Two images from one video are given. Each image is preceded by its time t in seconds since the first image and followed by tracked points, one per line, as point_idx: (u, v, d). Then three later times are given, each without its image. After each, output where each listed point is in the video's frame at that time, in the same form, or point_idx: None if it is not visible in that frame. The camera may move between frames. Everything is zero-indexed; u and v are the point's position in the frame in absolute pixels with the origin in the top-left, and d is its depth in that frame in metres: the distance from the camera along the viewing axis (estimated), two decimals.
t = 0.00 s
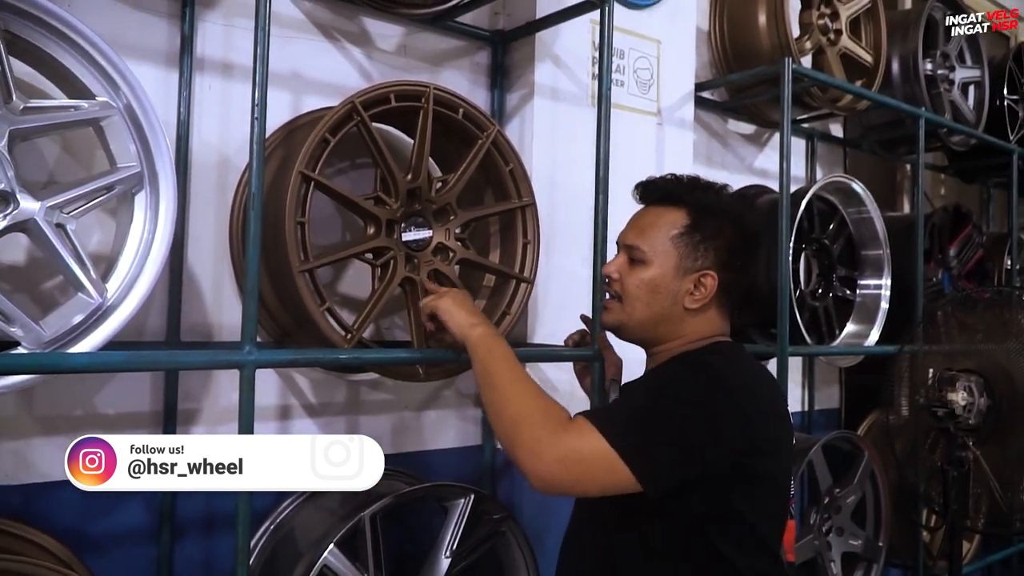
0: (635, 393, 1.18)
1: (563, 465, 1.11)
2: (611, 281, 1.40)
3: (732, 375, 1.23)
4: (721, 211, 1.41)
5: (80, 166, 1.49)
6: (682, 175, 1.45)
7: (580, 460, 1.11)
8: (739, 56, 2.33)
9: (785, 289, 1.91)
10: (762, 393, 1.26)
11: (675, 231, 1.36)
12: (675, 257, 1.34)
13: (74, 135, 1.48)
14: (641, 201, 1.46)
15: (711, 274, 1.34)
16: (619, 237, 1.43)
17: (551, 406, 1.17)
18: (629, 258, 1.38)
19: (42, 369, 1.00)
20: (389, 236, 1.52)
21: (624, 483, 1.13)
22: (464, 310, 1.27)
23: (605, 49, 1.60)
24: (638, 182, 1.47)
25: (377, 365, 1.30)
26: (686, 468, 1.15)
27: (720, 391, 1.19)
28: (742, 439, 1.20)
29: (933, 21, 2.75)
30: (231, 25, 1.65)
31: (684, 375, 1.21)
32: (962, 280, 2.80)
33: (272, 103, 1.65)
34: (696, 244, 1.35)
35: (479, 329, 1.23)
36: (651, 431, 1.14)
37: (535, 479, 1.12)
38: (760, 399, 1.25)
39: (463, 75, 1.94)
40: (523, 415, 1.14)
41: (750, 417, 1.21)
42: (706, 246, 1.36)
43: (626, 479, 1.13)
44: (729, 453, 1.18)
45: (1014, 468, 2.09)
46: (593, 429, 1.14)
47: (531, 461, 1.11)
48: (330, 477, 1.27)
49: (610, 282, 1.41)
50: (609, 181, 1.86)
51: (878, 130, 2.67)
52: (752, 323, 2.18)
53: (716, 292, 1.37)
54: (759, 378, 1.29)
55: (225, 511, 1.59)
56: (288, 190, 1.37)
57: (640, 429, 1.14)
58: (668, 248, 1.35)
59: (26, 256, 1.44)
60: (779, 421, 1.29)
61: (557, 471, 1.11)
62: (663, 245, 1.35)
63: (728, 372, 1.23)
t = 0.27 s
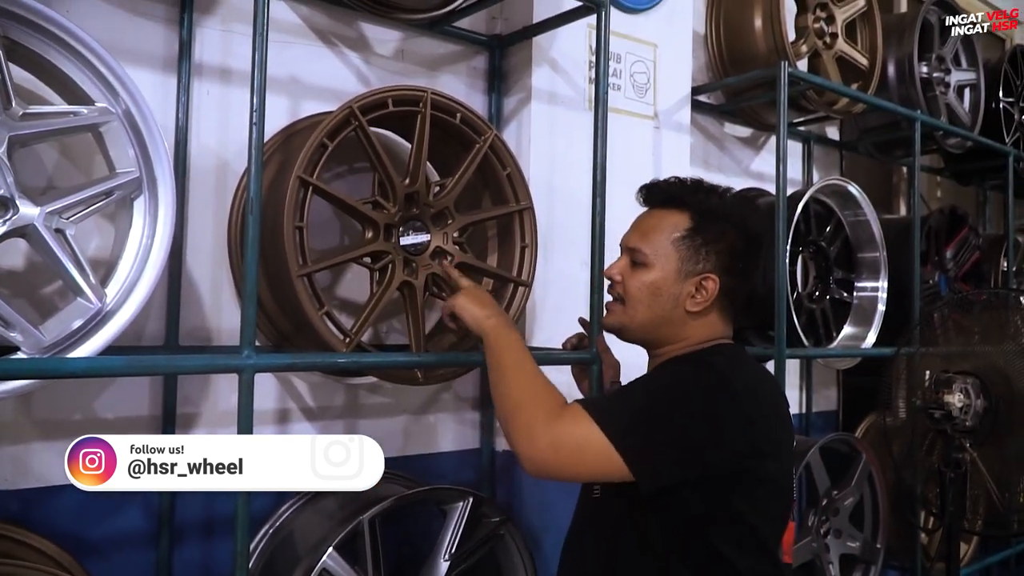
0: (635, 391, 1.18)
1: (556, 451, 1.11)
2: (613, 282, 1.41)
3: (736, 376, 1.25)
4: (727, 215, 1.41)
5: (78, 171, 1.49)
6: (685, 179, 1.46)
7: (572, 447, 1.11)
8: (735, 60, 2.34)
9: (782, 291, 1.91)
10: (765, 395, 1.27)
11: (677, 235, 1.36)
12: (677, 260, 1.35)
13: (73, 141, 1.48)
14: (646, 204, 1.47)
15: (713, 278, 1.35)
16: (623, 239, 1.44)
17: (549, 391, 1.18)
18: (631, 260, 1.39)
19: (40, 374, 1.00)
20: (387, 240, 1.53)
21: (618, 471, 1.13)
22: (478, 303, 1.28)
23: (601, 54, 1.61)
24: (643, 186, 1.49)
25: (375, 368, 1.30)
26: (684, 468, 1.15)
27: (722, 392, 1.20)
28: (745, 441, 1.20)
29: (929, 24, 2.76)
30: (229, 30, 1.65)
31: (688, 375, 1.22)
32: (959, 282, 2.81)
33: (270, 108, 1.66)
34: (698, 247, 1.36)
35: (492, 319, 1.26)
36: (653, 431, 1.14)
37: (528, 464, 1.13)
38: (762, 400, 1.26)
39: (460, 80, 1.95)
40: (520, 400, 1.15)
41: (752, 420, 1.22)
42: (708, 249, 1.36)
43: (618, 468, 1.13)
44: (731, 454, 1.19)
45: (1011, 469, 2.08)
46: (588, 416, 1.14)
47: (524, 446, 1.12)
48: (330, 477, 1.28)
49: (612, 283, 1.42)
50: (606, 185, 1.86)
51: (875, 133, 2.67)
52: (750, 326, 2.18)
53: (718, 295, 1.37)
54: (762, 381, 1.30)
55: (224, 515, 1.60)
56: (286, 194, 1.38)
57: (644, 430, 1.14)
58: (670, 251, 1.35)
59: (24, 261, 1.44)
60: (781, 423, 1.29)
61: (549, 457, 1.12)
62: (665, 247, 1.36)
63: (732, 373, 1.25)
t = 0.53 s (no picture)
0: (632, 399, 1.18)
1: (562, 463, 1.11)
2: (615, 284, 1.41)
3: (736, 378, 1.25)
4: (727, 217, 1.41)
5: (76, 177, 1.50)
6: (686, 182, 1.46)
7: (579, 459, 1.11)
8: (732, 62, 2.35)
9: (779, 293, 1.91)
10: (765, 396, 1.27)
11: (678, 237, 1.37)
12: (678, 261, 1.35)
13: (70, 146, 1.48)
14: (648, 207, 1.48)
15: (713, 279, 1.35)
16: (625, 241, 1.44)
17: (556, 402, 1.18)
18: (632, 262, 1.39)
19: (39, 380, 1.00)
20: (385, 245, 1.53)
21: (624, 481, 1.13)
22: (494, 307, 1.29)
23: (597, 57, 1.61)
24: (645, 189, 1.49)
25: (374, 373, 1.31)
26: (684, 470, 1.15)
27: (721, 394, 1.20)
28: (745, 444, 1.21)
29: (924, 26, 2.77)
30: (226, 36, 1.66)
31: (687, 378, 1.22)
32: (956, 283, 2.81)
33: (267, 113, 1.66)
34: (699, 249, 1.36)
35: (507, 324, 1.26)
36: (653, 436, 1.14)
37: (534, 474, 1.13)
38: (762, 401, 1.26)
39: (457, 84, 1.95)
40: (528, 412, 1.15)
41: (753, 422, 1.22)
42: (709, 250, 1.37)
43: (625, 479, 1.13)
44: (731, 457, 1.19)
45: (1009, 470, 2.10)
46: (595, 428, 1.14)
47: (531, 458, 1.12)
48: (330, 477, 1.28)
49: (613, 284, 1.42)
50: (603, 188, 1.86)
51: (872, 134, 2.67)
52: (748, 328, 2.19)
53: (718, 297, 1.37)
54: (763, 383, 1.30)
55: (224, 520, 1.60)
56: (284, 199, 1.38)
57: (643, 433, 1.14)
58: (671, 253, 1.35)
59: (22, 267, 1.44)
60: (782, 423, 1.29)
61: (555, 468, 1.12)
62: (667, 249, 1.36)
63: (731, 375, 1.25)
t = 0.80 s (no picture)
0: (631, 402, 1.16)
1: (558, 462, 1.11)
2: (613, 285, 1.41)
3: (738, 380, 1.25)
4: (724, 218, 1.41)
5: (72, 181, 1.49)
6: (681, 183, 1.46)
7: (572, 451, 1.11)
8: (728, 64, 2.34)
9: (776, 293, 1.91)
10: (767, 399, 1.28)
11: (675, 237, 1.37)
12: (675, 262, 1.35)
13: (66, 150, 1.48)
14: (645, 207, 1.48)
15: (711, 279, 1.35)
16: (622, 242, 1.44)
17: (554, 401, 1.18)
18: (630, 262, 1.39)
19: (35, 383, 1.00)
20: (382, 246, 1.52)
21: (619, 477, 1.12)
22: (489, 305, 1.30)
23: (593, 59, 1.61)
24: (643, 190, 1.49)
25: (371, 375, 1.30)
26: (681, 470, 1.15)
27: (720, 394, 1.20)
28: (745, 446, 1.21)
29: (920, 27, 2.78)
30: (222, 39, 1.66)
31: (685, 377, 1.21)
32: (953, 283, 2.82)
33: (263, 116, 1.66)
34: (696, 250, 1.36)
35: (502, 321, 1.28)
36: (648, 439, 1.13)
37: (530, 470, 1.13)
38: (762, 401, 1.26)
39: (453, 86, 1.95)
40: (526, 410, 1.15)
41: (755, 425, 1.22)
42: (706, 251, 1.37)
43: (622, 476, 1.12)
44: (730, 458, 1.20)
45: (1006, 470, 2.09)
46: (591, 425, 1.14)
47: (527, 456, 1.12)
48: (330, 476, 1.27)
49: (611, 285, 1.41)
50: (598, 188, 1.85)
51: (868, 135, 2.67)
52: (745, 329, 2.19)
53: (716, 298, 1.37)
54: (766, 385, 1.31)
55: (222, 523, 1.60)
56: (280, 202, 1.38)
57: (640, 436, 1.13)
58: (668, 253, 1.36)
59: (18, 271, 1.44)
60: (780, 424, 1.29)
61: (552, 466, 1.11)
62: (664, 250, 1.36)
63: (734, 376, 1.25)
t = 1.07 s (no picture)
0: (627, 395, 1.16)
1: (547, 445, 1.12)
2: (610, 286, 1.42)
3: (734, 380, 1.25)
4: (721, 219, 1.41)
5: (70, 183, 1.50)
6: (677, 184, 1.46)
7: (565, 441, 1.12)
8: (724, 65, 2.35)
9: (773, 294, 1.92)
10: (766, 402, 1.28)
11: (671, 238, 1.37)
12: (671, 262, 1.36)
13: (64, 152, 1.49)
14: (644, 207, 1.48)
15: (707, 279, 1.35)
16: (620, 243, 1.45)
17: (549, 387, 1.19)
18: (626, 263, 1.40)
19: (33, 385, 1.01)
20: (379, 248, 1.53)
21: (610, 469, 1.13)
22: (498, 298, 1.31)
23: (590, 60, 1.62)
24: (641, 190, 1.49)
25: (370, 376, 1.31)
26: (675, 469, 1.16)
27: (714, 394, 1.19)
28: (740, 447, 1.21)
29: (917, 28, 2.78)
30: (220, 41, 1.66)
31: (679, 376, 1.21)
32: (949, 284, 2.82)
33: (261, 118, 1.66)
34: (692, 249, 1.37)
35: (509, 313, 1.29)
36: (644, 440, 1.14)
37: (523, 458, 1.14)
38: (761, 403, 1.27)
39: (450, 87, 1.96)
40: (520, 393, 1.17)
41: (752, 424, 1.22)
42: (702, 251, 1.37)
43: (611, 465, 1.13)
44: (728, 460, 1.20)
45: (1004, 472, 2.11)
46: (585, 414, 1.14)
47: (518, 438, 1.13)
48: (330, 477, 1.27)
49: (608, 286, 1.42)
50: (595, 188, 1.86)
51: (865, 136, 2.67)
52: (743, 330, 2.20)
53: (713, 297, 1.37)
54: (763, 385, 1.31)
55: (219, 524, 1.60)
56: (278, 203, 1.38)
57: (635, 434, 1.14)
58: (664, 254, 1.36)
59: (17, 273, 1.44)
60: (777, 425, 1.30)
61: (543, 455, 1.12)
62: (660, 250, 1.37)
63: (729, 376, 1.24)
